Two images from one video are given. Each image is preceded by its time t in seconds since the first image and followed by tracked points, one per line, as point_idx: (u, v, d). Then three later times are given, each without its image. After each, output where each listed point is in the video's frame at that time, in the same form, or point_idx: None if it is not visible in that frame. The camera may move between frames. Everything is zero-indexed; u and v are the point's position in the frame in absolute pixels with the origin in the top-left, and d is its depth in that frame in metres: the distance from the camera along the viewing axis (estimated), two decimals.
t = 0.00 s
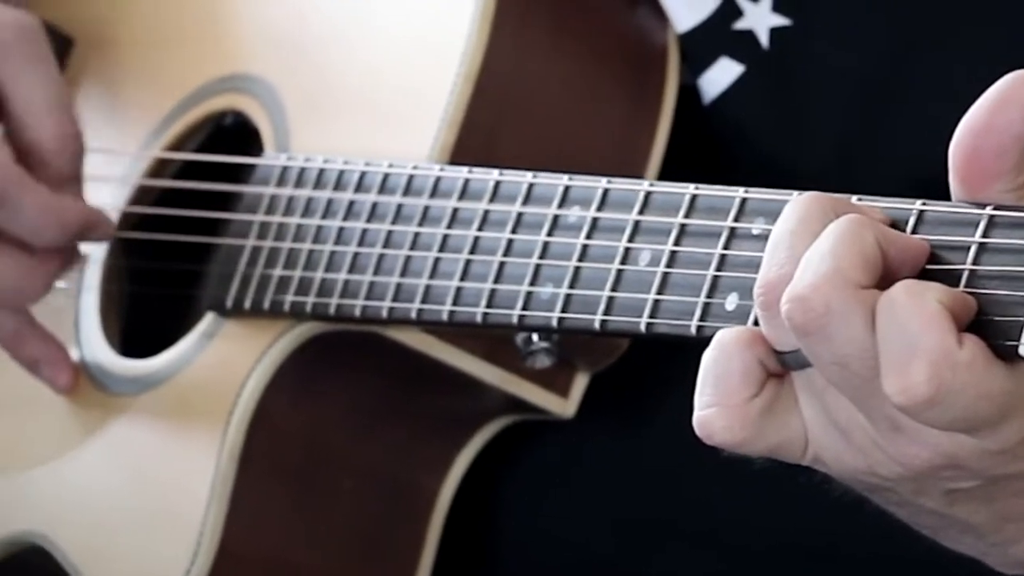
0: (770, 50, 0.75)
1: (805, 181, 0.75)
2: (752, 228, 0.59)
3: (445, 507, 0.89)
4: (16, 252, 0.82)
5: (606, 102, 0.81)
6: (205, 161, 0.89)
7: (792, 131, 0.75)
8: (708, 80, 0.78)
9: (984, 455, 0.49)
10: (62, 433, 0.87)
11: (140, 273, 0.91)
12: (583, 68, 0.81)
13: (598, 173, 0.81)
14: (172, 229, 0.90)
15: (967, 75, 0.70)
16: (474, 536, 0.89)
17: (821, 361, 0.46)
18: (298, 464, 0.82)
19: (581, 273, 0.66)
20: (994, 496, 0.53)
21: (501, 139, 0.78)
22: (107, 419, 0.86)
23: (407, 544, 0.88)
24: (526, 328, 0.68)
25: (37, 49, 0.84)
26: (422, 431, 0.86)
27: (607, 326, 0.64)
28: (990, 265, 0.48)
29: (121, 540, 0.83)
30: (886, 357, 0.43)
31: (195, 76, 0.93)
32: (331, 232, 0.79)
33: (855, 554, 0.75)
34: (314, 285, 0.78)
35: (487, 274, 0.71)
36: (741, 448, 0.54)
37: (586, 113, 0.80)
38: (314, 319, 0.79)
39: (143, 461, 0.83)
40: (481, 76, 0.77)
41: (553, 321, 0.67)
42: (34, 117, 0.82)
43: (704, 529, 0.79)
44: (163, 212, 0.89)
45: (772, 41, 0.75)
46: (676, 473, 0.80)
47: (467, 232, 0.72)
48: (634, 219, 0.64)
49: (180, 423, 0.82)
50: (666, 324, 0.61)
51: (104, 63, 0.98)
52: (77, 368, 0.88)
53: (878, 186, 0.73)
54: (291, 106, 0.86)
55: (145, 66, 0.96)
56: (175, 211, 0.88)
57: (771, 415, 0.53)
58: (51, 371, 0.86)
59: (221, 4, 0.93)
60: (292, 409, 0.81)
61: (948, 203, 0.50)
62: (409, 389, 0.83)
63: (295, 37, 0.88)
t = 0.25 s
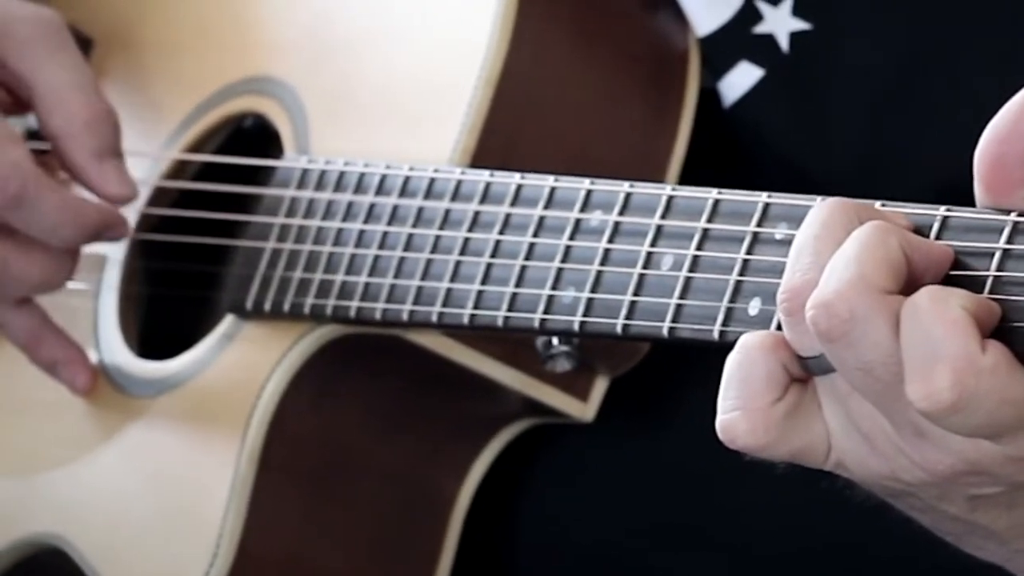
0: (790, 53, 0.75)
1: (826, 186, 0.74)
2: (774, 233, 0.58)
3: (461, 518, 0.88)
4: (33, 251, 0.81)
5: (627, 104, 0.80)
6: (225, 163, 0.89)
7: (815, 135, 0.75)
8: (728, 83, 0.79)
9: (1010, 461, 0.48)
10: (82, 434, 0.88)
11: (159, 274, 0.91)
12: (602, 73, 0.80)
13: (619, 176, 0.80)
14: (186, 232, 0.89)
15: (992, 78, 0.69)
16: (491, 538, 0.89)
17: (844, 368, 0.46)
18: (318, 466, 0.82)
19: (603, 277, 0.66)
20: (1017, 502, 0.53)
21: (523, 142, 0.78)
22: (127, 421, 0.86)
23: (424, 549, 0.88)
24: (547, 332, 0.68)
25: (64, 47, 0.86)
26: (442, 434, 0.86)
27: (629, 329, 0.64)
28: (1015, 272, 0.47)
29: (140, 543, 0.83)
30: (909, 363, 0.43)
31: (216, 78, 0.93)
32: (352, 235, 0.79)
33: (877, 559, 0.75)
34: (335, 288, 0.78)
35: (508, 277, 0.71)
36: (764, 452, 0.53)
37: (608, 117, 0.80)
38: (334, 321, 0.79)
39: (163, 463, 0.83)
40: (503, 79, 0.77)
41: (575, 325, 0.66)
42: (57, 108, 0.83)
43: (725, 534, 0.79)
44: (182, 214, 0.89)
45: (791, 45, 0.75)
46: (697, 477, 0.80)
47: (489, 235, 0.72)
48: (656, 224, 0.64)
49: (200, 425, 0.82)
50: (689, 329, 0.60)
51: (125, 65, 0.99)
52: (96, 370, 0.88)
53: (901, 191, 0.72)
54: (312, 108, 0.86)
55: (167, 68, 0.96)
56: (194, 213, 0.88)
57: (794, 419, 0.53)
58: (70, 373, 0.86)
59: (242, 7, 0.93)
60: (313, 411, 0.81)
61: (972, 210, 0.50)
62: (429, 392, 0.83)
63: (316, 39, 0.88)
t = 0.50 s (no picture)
0: (806, 56, 0.75)
1: (839, 188, 0.74)
2: (790, 236, 0.58)
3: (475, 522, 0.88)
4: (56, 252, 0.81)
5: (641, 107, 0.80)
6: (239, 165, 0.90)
7: (828, 137, 0.74)
8: (744, 85, 0.78)
9: None
10: (95, 436, 0.88)
11: (174, 276, 0.91)
12: (617, 76, 0.80)
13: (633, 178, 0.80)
14: (202, 233, 0.89)
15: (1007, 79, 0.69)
16: (506, 541, 0.89)
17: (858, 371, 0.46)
18: (332, 469, 0.82)
19: (618, 279, 0.66)
20: None
21: (538, 144, 0.78)
22: (142, 424, 0.86)
23: (439, 552, 0.88)
24: (563, 334, 0.68)
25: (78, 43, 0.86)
26: (456, 437, 0.86)
27: (644, 332, 0.64)
28: None
29: (153, 545, 0.83)
30: (922, 368, 0.43)
31: (231, 81, 0.93)
32: (367, 237, 0.79)
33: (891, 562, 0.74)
34: (350, 290, 0.78)
35: (523, 279, 0.71)
36: (779, 453, 0.53)
37: (623, 118, 0.80)
38: (350, 324, 0.78)
39: (177, 466, 0.83)
40: (518, 81, 0.77)
41: (590, 327, 0.66)
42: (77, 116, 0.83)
43: (739, 535, 0.79)
44: (196, 216, 0.89)
45: (807, 48, 0.75)
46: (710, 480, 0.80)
47: (504, 237, 0.72)
48: (672, 226, 0.64)
49: (215, 428, 0.82)
50: (704, 331, 0.60)
51: (140, 68, 0.99)
52: (111, 372, 0.88)
53: (914, 194, 0.72)
54: (326, 110, 0.86)
55: (181, 71, 0.96)
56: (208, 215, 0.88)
57: (808, 421, 0.53)
58: (85, 374, 0.86)
59: (258, 9, 0.93)
60: (328, 414, 0.81)
61: (985, 213, 0.50)
62: (444, 394, 0.82)
63: (332, 41, 0.88)
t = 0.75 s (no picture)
0: (819, 58, 0.75)
1: (853, 189, 0.74)
2: (803, 237, 0.58)
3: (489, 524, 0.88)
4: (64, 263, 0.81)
5: (653, 107, 0.80)
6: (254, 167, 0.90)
7: (841, 138, 0.74)
8: (757, 87, 0.78)
9: None
10: (108, 437, 0.88)
11: (187, 278, 0.91)
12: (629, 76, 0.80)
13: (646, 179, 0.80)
14: (218, 236, 0.89)
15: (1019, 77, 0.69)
16: (524, 542, 0.89)
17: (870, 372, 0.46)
18: (345, 471, 0.82)
19: (632, 280, 0.66)
20: None
21: (551, 145, 0.78)
22: (156, 425, 0.86)
23: (453, 553, 0.88)
24: (577, 335, 0.68)
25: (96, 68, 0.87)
26: (468, 438, 0.86)
27: (657, 333, 0.63)
28: None
29: (166, 547, 0.83)
30: (935, 368, 0.43)
31: (243, 83, 0.93)
32: (381, 238, 0.79)
33: (903, 562, 0.74)
34: (364, 291, 0.78)
35: (537, 281, 0.71)
36: (791, 452, 0.53)
37: (636, 119, 0.80)
38: (364, 325, 0.79)
39: (191, 467, 0.83)
40: (532, 83, 0.77)
41: (604, 328, 0.66)
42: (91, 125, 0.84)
43: (751, 537, 0.79)
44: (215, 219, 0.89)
45: (819, 50, 0.75)
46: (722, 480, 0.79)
47: (517, 238, 0.72)
48: (685, 227, 0.64)
49: (228, 429, 0.82)
50: (718, 332, 0.60)
51: (153, 69, 0.99)
52: (125, 374, 0.88)
53: (926, 195, 0.71)
54: (339, 112, 0.86)
55: (194, 73, 0.97)
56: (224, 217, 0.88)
57: (822, 420, 0.52)
58: (100, 376, 0.86)
59: (270, 11, 0.94)
60: (340, 415, 0.81)
61: (998, 213, 0.50)
62: (458, 395, 0.82)
63: (344, 42, 0.88)
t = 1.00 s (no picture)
0: (828, 57, 0.74)
1: (863, 183, 0.74)
2: (812, 232, 0.58)
3: (500, 525, 0.88)
4: (77, 262, 0.81)
5: (664, 106, 0.80)
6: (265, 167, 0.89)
7: (850, 130, 0.74)
8: (766, 87, 0.78)
9: None
10: (119, 437, 0.88)
11: (197, 280, 0.91)
12: (638, 74, 0.80)
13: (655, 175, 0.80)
14: (228, 237, 0.89)
15: None
16: (536, 540, 0.89)
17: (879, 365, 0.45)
18: (356, 470, 0.82)
19: (642, 277, 0.66)
20: None
21: (561, 143, 0.78)
22: (167, 426, 0.86)
23: (466, 552, 0.88)
24: (587, 332, 0.68)
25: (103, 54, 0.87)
26: (480, 438, 0.86)
27: (668, 329, 0.64)
28: None
29: (178, 547, 0.83)
30: (943, 360, 0.42)
31: (252, 83, 0.93)
32: (391, 237, 0.79)
33: (914, 555, 0.74)
34: (374, 291, 0.78)
35: (547, 278, 0.70)
36: (802, 444, 0.52)
37: (645, 116, 0.80)
38: (374, 324, 0.78)
39: (203, 467, 0.83)
40: (541, 81, 0.77)
41: (614, 325, 0.66)
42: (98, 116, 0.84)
43: (762, 532, 0.78)
44: (224, 219, 0.89)
45: (829, 49, 0.74)
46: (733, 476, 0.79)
47: (527, 237, 0.72)
48: (695, 223, 0.63)
49: (239, 429, 0.82)
50: (727, 328, 0.60)
51: (161, 69, 0.99)
52: (136, 375, 0.89)
53: (936, 188, 0.71)
54: (349, 111, 0.86)
55: (205, 74, 0.97)
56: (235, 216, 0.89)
57: (832, 412, 0.52)
58: (111, 378, 0.87)
59: (279, 11, 0.94)
60: (351, 414, 0.81)
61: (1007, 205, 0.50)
62: (470, 395, 0.82)
63: (352, 41, 0.88)
